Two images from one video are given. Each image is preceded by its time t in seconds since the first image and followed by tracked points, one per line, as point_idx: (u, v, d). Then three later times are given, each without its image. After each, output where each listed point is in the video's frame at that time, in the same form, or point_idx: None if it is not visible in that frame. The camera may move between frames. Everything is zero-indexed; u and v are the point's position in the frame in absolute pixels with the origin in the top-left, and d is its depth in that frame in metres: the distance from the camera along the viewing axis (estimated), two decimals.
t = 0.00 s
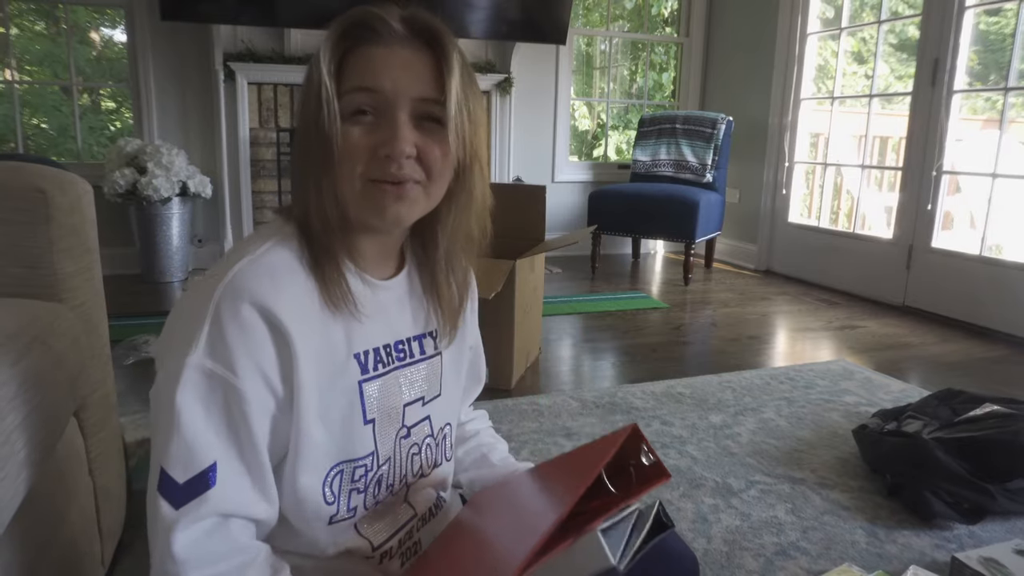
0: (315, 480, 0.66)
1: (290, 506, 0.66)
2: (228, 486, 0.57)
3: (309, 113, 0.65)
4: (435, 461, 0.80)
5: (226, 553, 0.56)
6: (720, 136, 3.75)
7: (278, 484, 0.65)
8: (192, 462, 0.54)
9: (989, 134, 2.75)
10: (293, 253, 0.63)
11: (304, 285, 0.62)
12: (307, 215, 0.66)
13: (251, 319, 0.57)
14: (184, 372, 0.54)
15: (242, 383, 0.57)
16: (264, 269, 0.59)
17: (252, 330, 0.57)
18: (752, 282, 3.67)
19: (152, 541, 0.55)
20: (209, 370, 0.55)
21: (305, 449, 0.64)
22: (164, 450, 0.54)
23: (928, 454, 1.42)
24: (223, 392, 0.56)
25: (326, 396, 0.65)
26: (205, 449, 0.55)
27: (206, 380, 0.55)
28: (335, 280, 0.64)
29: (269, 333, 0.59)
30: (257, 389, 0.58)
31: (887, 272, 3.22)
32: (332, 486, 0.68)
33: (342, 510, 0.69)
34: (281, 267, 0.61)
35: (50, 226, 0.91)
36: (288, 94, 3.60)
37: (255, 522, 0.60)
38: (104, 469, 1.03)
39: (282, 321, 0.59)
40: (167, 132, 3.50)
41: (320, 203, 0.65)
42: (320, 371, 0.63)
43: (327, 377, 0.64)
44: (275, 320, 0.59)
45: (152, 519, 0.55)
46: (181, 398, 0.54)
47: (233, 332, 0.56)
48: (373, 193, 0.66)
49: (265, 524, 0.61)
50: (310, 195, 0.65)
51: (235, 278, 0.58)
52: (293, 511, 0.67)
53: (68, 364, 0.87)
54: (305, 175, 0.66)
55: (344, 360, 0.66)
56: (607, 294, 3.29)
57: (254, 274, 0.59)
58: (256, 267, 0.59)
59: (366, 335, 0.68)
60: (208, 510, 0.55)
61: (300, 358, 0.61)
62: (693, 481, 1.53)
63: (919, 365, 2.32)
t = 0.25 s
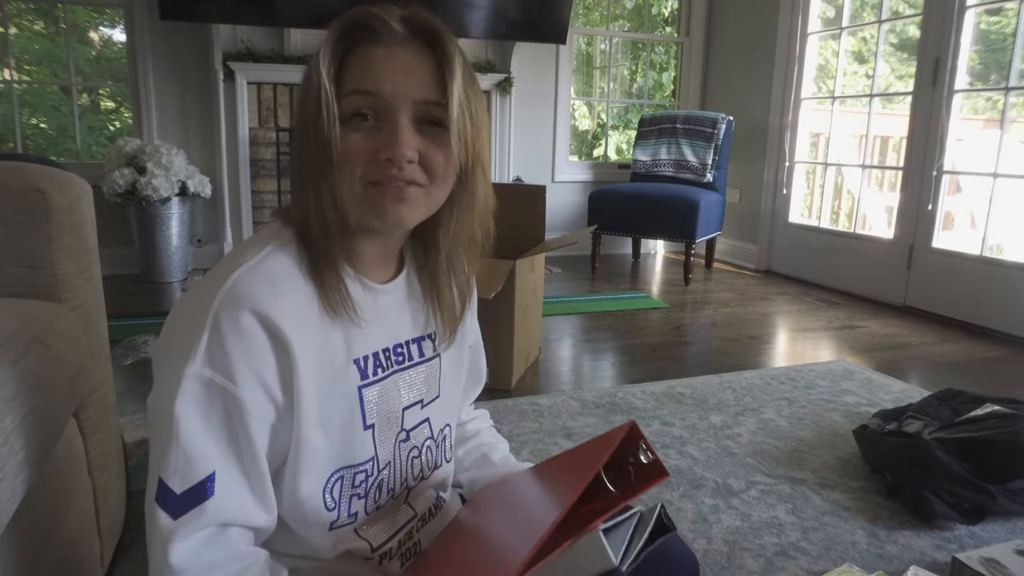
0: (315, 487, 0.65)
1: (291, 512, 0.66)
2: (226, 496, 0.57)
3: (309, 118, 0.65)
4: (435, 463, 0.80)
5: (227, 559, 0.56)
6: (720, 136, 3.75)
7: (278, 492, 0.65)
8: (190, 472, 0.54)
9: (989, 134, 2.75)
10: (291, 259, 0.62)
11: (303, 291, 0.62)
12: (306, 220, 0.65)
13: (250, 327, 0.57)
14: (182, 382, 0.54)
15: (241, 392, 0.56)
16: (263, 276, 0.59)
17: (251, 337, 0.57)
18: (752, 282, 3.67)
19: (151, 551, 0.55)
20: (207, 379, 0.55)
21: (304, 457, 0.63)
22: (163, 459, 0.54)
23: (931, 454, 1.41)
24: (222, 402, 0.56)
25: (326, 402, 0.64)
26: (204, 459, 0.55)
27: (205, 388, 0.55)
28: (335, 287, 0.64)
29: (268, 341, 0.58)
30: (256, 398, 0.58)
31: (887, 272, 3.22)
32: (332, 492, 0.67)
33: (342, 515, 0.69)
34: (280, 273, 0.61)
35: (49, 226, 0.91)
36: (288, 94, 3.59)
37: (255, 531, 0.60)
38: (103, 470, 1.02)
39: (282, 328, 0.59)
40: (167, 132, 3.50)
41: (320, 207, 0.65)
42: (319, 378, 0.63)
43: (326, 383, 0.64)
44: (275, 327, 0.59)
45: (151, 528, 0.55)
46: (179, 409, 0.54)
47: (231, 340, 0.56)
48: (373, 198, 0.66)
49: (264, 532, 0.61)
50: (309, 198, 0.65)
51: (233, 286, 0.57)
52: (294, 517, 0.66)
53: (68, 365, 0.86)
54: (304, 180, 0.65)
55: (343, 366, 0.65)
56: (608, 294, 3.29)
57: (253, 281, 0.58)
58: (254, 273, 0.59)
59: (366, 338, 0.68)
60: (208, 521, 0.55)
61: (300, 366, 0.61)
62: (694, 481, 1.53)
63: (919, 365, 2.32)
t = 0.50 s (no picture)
0: (314, 487, 0.66)
1: (291, 509, 0.67)
2: (224, 497, 0.58)
3: (312, 123, 0.63)
4: (436, 463, 0.80)
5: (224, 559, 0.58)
6: (720, 136, 3.75)
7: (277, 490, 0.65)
8: (191, 473, 0.55)
9: (988, 134, 2.75)
10: (290, 263, 0.63)
11: (302, 294, 0.62)
12: (307, 223, 0.65)
13: (248, 330, 0.57)
14: (181, 385, 0.55)
15: (240, 395, 0.57)
16: (262, 279, 0.60)
17: (250, 340, 0.57)
18: (752, 282, 3.67)
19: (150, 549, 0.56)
20: (207, 382, 0.55)
21: (304, 457, 0.64)
22: (163, 460, 0.55)
23: (931, 454, 1.41)
24: (221, 405, 0.56)
25: (325, 404, 0.65)
26: (203, 461, 0.56)
27: (204, 392, 0.55)
28: (335, 290, 0.65)
29: (267, 344, 0.59)
30: (256, 401, 0.58)
31: (887, 272, 3.22)
32: (332, 493, 0.68)
33: (342, 516, 0.69)
34: (279, 276, 0.61)
35: (50, 226, 0.91)
36: (288, 94, 3.60)
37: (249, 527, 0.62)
38: (104, 469, 1.03)
39: (281, 332, 0.59)
40: (167, 133, 3.50)
41: (321, 211, 0.65)
42: (319, 380, 0.64)
43: (325, 385, 0.64)
44: (274, 330, 0.59)
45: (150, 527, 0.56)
46: (178, 412, 0.54)
47: (231, 344, 0.56)
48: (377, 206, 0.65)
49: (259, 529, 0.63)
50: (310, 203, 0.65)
51: (232, 288, 0.58)
52: (294, 515, 0.67)
53: (68, 365, 0.87)
54: (307, 185, 0.65)
55: (342, 367, 0.66)
56: (607, 293, 3.29)
57: (253, 284, 0.59)
58: (253, 276, 0.59)
59: (365, 340, 0.69)
60: (205, 521, 0.57)
61: (299, 368, 0.61)
62: (693, 481, 1.53)
63: (919, 365, 2.33)
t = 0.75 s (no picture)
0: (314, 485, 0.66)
1: (291, 508, 0.67)
2: (225, 496, 0.58)
3: (313, 127, 0.63)
4: (435, 462, 0.80)
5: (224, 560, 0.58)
6: (720, 136, 3.75)
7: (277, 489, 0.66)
8: (192, 472, 0.55)
9: (988, 134, 2.75)
10: (289, 263, 0.63)
11: (301, 294, 0.62)
12: (306, 224, 0.65)
13: (249, 329, 0.57)
14: (183, 385, 0.55)
15: (241, 395, 0.57)
16: (262, 278, 0.59)
17: (251, 339, 0.57)
18: (752, 282, 3.67)
19: (151, 547, 0.56)
20: (208, 381, 0.55)
21: (302, 456, 0.64)
22: (164, 459, 0.55)
23: (931, 454, 1.41)
24: (222, 405, 0.56)
25: (325, 404, 0.65)
26: (205, 459, 0.56)
27: (205, 391, 0.55)
28: (334, 291, 0.65)
29: (268, 343, 0.59)
30: (256, 400, 0.58)
31: (887, 272, 3.22)
32: (331, 492, 0.68)
33: (341, 515, 0.69)
34: (278, 276, 0.61)
35: (50, 226, 0.91)
36: (288, 94, 3.60)
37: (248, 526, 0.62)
38: (104, 469, 1.03)
39: (282, 330, 0.59)
40: (167, 133, 3.50)
41: (323, 211, 0.64)
42: (318, 380, 0.64)
43: (325, 385, 0.64)
44: (274, 329, 0.59)
45: (151, 526, 0.57)
46: (179, 412, 0.54)
47: (231, 343, 0.56)
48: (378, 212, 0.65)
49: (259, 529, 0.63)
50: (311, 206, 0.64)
51: (232, 288, 0.58)
52: (292, 515, 0.67)
53: (68, 364, 0.87)
54: (307, 188, 0.64)
55: (341, 367, 0.66)
56: (607, 293, 3.29)
57: (254, 283, 0.59)
58: (254, 276, 0.59)
59: (365, 339, 0.69)
60: (205, 521, 0.57)
61: (300, 368, 0.61)
62: (693, 481, 1.53)
63: (919, 365, 2.33)
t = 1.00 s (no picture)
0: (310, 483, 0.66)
1: (291, 507, 0.67)
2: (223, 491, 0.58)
3: (318, 135, 0.62)
4: (434, 461, 0.80)
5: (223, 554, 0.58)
6: (720, 136, 3.75)
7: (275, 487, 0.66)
8: (192, 467, 0.55)
9: (988, 134, 2.75)
10: (287, 262, 0.63)
11: (300, 292, 0.62)
12: (306, 227, 0.65)
13: (248, 325, 0.57)
14: (183, 378, 0.55)
15: (241, 390, 0.57)
16: (261, 274, 0.60)
17: (251, 333, 0.58)
18: (752, 282, 3.67)
19: (151, 541, 0.56)
20: (209, 376, 0.55)
21: (299, 452, 0.64)
22: (163, 453, 0.55)
23: (930, 454, 1.41)
24: (221, 400, 0.56)
25: (323, 401, 0.65)
26: (203, 454, 0.56)
27: (205, 386, 0.55)
28: (333, 292, 0.65)
29: (268, 339, 0.59)
30: (255, 397, 0.58)
31: (887, 272, 3.22)
32: (330, 491, 0.68)
33: (340, 514, 0.69)
34: (277, 273, 0.61)
35: (50, 226, 0.91)
36: (288, 94, 3.60)
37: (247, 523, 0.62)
38: (104, 469, 1.03)
39: (280, 327, 0.60)
40: (167, 133, 3.50)
41: (324, 218, 0.64)
42: (315, 377, 0.64)
43: (321, 383, 0.64)
44: (273, 325, 0.59)
45: (151, 520, 0.57)
46: (179, 407, 0.54)
47: (232, 338, 0.56)
48: (382, 224, 0.64)
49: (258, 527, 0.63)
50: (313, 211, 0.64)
51: (230, 282, 0.58)
52: (291, 514, 0.67)
53: (69, 365, 0.87)
54: (309, 194, 0.64)
55: (338, 365, 0.66)
56: (607, 294, 3.29)
57: (254, 280, 0.59)
58: (253, 271, 0.59)
59: (362, 336, 0.69)
60: (205, 516, 0.57)
61: (298, 365, 0.61)
62: (693, 481, 1.53)
63: (919, 365, 2.33)
